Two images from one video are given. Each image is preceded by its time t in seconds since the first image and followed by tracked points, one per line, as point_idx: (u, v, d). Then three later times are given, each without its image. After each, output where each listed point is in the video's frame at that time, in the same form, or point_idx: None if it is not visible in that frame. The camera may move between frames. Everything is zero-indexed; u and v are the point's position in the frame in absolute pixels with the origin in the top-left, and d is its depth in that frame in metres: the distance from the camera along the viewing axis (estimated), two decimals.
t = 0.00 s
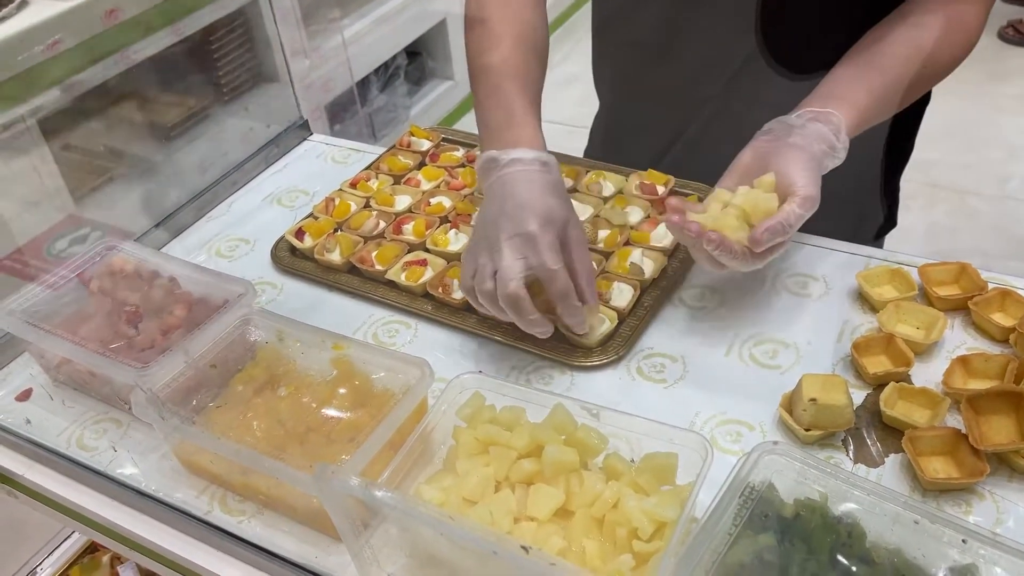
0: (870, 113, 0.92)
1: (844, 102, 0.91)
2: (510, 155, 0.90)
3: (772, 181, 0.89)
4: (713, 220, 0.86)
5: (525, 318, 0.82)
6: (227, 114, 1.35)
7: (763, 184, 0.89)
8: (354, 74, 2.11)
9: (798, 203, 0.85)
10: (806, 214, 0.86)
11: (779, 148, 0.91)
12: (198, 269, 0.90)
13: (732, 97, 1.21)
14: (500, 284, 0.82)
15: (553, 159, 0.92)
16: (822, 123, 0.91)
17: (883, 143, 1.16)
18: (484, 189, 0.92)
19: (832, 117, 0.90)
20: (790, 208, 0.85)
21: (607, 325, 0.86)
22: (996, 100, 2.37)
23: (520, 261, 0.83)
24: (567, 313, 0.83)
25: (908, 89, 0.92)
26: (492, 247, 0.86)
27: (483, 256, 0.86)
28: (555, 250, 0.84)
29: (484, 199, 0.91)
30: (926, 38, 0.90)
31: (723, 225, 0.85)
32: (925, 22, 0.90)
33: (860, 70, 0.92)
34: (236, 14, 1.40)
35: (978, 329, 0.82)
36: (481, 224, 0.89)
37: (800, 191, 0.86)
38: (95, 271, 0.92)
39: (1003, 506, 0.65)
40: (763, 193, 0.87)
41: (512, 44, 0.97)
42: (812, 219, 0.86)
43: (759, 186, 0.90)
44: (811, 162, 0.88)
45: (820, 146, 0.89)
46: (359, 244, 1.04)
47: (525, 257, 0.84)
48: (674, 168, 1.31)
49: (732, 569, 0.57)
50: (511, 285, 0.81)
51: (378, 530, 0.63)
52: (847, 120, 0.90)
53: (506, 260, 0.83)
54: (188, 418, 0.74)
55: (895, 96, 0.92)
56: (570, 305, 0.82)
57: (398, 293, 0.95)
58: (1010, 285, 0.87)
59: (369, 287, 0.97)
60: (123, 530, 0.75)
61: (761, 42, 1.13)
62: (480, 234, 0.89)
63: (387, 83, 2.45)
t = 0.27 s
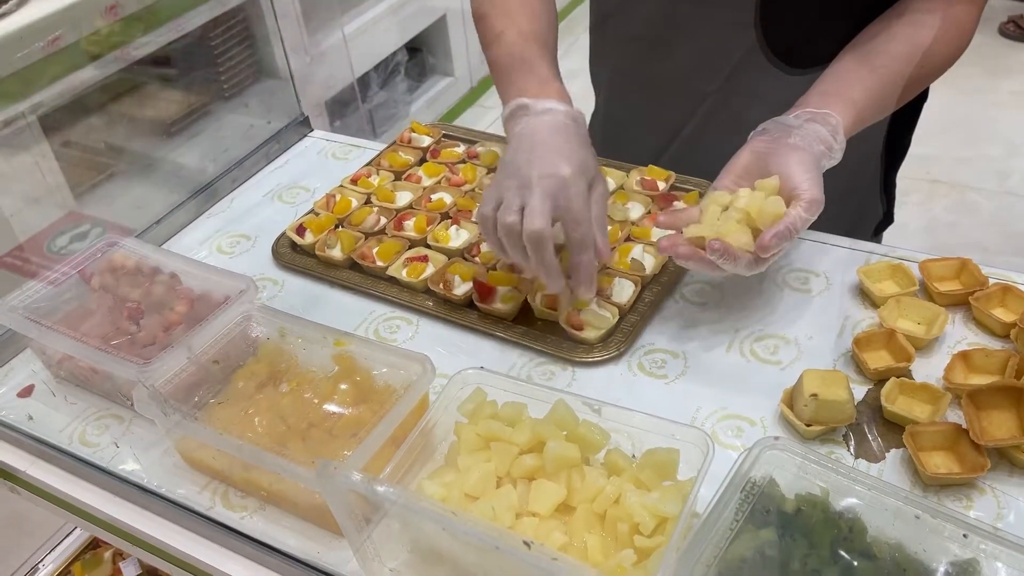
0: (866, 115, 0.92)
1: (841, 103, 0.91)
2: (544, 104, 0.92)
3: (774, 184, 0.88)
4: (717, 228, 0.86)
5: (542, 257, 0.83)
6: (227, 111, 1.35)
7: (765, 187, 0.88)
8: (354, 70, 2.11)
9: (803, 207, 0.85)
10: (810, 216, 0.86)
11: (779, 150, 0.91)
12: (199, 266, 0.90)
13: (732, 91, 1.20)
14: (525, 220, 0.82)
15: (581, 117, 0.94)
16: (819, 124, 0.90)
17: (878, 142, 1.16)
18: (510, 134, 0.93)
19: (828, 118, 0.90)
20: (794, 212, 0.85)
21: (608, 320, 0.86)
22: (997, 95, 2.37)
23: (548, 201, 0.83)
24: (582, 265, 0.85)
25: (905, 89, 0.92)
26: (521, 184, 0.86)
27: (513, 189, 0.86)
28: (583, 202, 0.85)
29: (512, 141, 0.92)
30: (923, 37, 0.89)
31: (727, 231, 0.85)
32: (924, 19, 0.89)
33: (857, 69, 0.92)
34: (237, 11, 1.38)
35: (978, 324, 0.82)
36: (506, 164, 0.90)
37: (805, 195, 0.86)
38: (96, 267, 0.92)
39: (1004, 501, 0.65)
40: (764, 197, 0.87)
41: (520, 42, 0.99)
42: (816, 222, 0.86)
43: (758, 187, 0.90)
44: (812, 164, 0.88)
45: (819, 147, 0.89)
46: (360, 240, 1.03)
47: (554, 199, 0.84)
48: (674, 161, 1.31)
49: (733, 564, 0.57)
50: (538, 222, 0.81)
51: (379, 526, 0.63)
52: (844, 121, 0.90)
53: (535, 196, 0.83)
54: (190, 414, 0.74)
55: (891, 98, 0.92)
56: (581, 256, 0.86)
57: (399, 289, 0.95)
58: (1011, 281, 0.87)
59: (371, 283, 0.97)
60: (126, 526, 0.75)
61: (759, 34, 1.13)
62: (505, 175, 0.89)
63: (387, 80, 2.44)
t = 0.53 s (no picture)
0: (840, 107, 0.92)
1: (817, 92, 0.90)
2: (575, 61, 0.94)
3: (740, 169, 0.89)
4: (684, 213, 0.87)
5: (629, 207, 0.87)
6: (227, 109, 1.35)
7: (733, 173, 0.89)
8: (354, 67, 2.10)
9: (765, 194, 0.85)
10: (773, 204, 0.85)
11: (750, 139, 0.90)
12: (200, 263, 0.90)
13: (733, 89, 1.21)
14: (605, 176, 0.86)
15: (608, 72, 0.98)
16: (794, 114, 0.90)
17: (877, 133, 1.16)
18: (543, 97, 0.94)
19: (803, 108, 0.89)
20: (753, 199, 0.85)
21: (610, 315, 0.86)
22: (997, 92, 2.37)
23: (620, 151, 0.87)
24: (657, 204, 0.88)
25: (881, 81, 0.91)
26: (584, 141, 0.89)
27: (579, 153, 0.89)
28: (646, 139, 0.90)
29: (547, 104, 0.93)
30: (899, 26, 0.89)
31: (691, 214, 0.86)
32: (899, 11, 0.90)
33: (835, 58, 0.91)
34: (237, 7, 1.42)
35: (979, 320, 0.82)
36: (557, 128, 0.92)
37: (769, 182, 0.85)
38: (97, 264, 0.92)
39: (1004, 497, 0.66)
40: (731, 182, 0.87)
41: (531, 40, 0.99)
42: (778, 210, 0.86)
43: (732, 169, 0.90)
44: (780, 152, 0.88)
45: (791, 137, 0.88)
46: (360, 236, 1.03)
47: (619, 145, 0.88)
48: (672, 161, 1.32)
49: (735, 560, 0.57)
50: (619, 174, 0.85)
51: (381, 522, 0.63)
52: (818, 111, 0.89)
53: (605, 151, 0.87)
54: (190, 411, 0.74)
55: (867, 91, 0.92)
56: (661, 196, 0.88)
57: (399, 286, 0.95)
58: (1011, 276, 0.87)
59: (371, 279, 0.97)
60: (127, 523, 0.75)
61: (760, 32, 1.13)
62: (561, 134, 0.92)
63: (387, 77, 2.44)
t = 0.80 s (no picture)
0: (861, 101, 0.92)
1: (831, 89, 0.91)
2: (528, 86, 0.96)
3: (771, 176, 0.90)
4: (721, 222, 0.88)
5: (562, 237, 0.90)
6: (228, 107, 1.35)
7: (762, 180, 0.90)
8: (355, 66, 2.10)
9: (793, 197, 0.85)
10: (805, 206, 0.86)
11: (777, 141, 0.91)
12: (202, 262, 0.90)
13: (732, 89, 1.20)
14: (534, 209, 0.90)
15: (570, 91, 0.98)
16: (816, 109, 0.90)
17: (881, 125, 1.17)
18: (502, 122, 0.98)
19: (825, 103, 0.89)
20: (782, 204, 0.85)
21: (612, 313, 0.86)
22: (998, 91, 2.36)
23: (548, 182, 0.90)
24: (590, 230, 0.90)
25: (892, 76, 0.92)
26: (518, 172, 0.93)
27: (515, 185, 0.93)
28: (577, 167, 0.90)
29: (507, 131, 0.97)
30: (900, 22, 0.90)
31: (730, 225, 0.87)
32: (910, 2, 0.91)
33: (843, 57, 0.92)
34: (237, 7, 1.42)
35: (981, 318, 0.82)
36: (504, 155, 0.96)
37: (797, 185, 0.86)
38: (99, 263, 0.92)
39: (1007, 494, 0.65)
40: (763, 189, 0.88)
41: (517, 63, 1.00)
42: (809, 212, 0.87)
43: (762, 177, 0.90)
44: (808, 153, 0.88)
45: (817, 135, 0.89)
46: (361, 235, 1.03)
47: (550, 177, 0.91)
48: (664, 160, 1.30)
49: (737, 559, 0.57)
50: (544, 208, 0.89)
51: (383, 519, 0.63)
52: (840, 104, 0.89)
53: (533, 184, 0.90)
54: (192, 409, 0.75)
55: (885, 83, 0.92)
56: (594, 222, 0.89)
57: (401, 285, 0.95)
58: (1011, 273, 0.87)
59: (373, 278, 0.97)
60: (129, 521, 0.75)
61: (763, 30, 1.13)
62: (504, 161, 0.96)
63: (387, 76, 2.44)
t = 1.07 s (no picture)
0: (863, 103, 0.92)
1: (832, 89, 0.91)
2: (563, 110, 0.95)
3: (772, 176, 0.91)
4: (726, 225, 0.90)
5: (586, 263, 0.89)
6: (228, 107, 1.35)
7: (764, 182, 0.91)
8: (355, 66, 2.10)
9: (796, 197, 0.86)
10: (807, 205, 0.88)
11: (780, 141, 0.91)
12: (203, 262, 0.90)
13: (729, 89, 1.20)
14: (563, 232, 0.88)
15: (600, 122, 0.98)
16: (818, 110, 0.91)
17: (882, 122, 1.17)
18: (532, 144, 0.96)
19: (827, 103, 0.90)
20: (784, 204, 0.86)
21: (613, 312, 0.87)
22: (997, 91, 2.37)
23: (582, 208, 0.89)
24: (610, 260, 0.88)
25: (894, 75, 0.92)
26: (549, 192, 0.91)
27: (542, 203, 0.91)
28: (610, 200, 0.90)
29: (534, 149, 0.95)
30: (899, 21, 0.91)
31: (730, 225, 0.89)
32: (912, 6, 0.91)
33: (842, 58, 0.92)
34: (238, 7, 1.43)
35: (981, 317, 0.82)
36: (532, 175, 0.94)
37: (798, 185, 0.87)
38: (100, 263, 0.92)
39: (1007, 493, 0.66)
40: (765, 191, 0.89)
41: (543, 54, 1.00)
42: (810, 212, 0.88)
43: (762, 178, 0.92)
44: (809, 154, 0.89)
45: (820, 136, 0.89)
46: (362, 235, 1.03)
47: (584, 204, 0.89)
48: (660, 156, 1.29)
49: (738, 557, 0.57)
50: (577, 234, 0.87)
51: (385, 518, 0.64)
52: (841, 104, 0.90)
53: (566, 207, 0.88)
54: (194, 408, 0.75)
55: (886, 85, 0.92)
56: (618, 253, 0.88)
57: (402, 285, 0.95)
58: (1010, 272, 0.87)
59: (374, 278, 0.97)
60: (131, 520, 0.75)
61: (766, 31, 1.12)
62: (533, 180, 0.93)
63: (388, 76, 2.44)
